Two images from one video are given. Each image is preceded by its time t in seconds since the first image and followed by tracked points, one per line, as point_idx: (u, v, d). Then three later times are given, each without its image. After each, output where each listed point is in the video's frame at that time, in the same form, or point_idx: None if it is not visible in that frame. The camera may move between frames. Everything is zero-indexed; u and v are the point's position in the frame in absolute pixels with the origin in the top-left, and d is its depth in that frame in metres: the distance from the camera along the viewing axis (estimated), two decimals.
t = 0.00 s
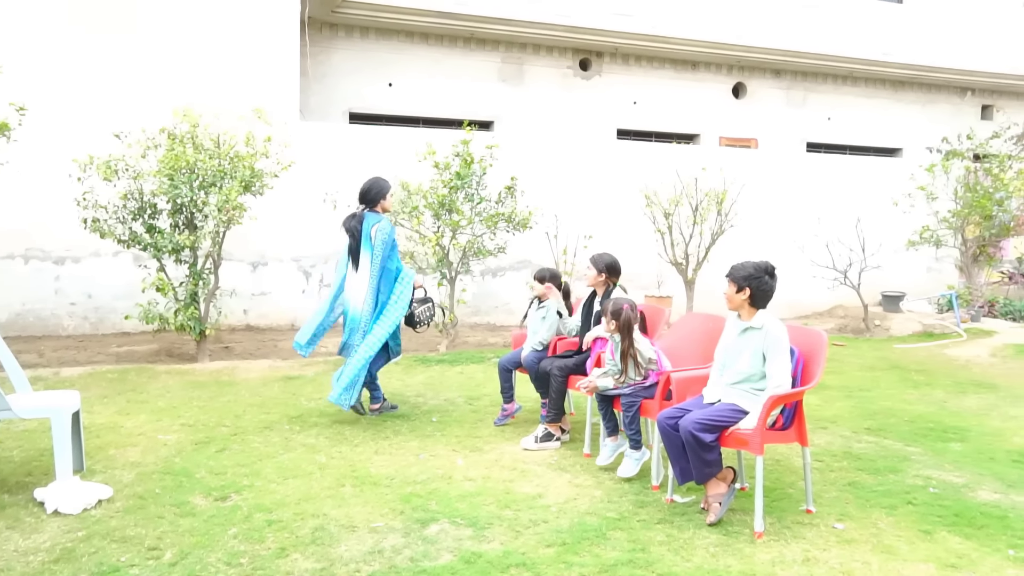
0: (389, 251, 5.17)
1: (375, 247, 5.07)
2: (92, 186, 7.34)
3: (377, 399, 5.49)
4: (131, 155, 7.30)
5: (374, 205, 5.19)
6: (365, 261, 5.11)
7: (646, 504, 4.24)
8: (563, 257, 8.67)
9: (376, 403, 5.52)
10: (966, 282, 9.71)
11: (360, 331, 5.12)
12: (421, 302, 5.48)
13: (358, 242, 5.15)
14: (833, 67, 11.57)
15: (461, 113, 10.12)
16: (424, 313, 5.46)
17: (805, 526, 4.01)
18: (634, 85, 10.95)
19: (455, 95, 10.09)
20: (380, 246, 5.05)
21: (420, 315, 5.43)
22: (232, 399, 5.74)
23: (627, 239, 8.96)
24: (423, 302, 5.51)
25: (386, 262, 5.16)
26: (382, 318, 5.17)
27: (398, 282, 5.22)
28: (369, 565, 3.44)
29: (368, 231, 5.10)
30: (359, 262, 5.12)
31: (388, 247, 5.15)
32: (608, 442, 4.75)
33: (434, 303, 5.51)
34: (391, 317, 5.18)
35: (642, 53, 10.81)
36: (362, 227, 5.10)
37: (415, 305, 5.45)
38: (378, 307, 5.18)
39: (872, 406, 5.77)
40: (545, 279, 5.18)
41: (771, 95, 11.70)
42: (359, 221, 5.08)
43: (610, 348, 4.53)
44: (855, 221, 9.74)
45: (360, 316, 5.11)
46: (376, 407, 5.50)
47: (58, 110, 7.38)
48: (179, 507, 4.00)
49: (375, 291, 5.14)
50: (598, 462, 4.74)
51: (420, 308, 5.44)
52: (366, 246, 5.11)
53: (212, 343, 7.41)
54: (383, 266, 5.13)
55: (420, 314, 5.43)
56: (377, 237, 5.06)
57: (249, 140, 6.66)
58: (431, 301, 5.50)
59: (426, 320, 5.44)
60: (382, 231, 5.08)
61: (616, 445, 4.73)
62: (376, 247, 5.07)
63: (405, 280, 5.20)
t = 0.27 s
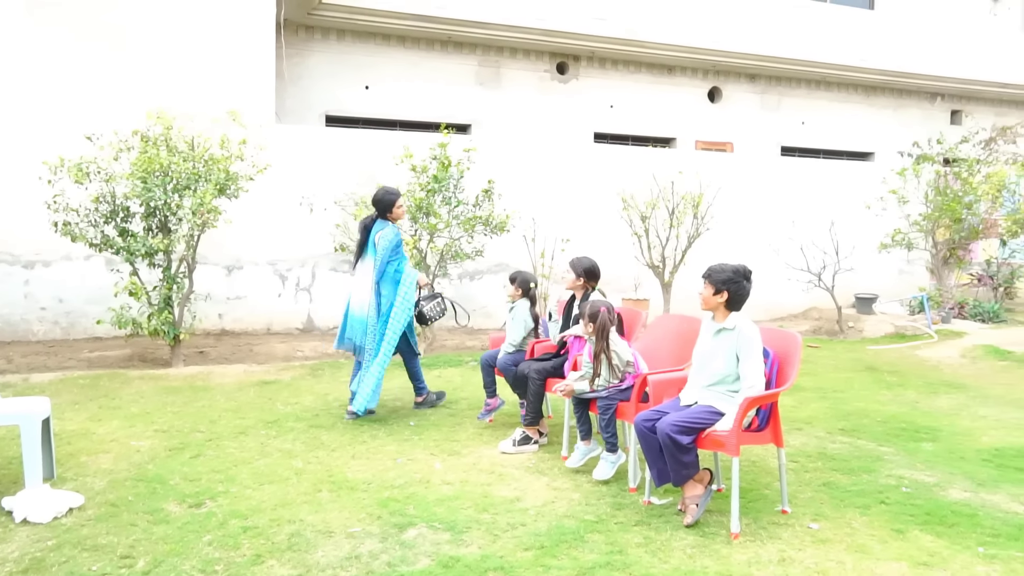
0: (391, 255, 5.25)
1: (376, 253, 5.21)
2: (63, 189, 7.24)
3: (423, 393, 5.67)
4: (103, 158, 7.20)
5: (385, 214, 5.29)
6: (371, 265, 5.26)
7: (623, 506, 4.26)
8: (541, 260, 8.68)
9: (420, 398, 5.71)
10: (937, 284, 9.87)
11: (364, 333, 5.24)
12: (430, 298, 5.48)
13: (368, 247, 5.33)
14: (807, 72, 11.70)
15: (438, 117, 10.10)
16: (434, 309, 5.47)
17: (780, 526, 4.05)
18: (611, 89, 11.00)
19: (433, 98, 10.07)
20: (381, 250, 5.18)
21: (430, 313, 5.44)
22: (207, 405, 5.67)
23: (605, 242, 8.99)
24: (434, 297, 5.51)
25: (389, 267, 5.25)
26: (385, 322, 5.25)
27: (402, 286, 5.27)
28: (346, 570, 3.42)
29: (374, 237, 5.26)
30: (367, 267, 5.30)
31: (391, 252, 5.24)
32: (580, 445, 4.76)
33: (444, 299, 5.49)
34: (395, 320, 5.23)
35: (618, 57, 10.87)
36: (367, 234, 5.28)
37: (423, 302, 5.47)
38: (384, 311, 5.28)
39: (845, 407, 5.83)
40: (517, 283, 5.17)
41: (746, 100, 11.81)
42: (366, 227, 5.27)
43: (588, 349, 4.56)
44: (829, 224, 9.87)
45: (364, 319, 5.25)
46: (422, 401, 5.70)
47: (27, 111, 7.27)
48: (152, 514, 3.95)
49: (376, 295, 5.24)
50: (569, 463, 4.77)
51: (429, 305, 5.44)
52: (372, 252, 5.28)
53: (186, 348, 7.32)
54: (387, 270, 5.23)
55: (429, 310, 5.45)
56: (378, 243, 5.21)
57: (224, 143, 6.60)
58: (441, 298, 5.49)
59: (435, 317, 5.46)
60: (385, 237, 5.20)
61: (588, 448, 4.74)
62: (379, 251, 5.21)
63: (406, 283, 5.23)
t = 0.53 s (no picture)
0: (397, 254, 5.30)
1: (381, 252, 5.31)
2: (35, 192, 7.13)
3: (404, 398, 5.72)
4: (76, 160, 7.11)
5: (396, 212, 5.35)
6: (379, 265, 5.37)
7: (603, 509, 4.27)
8: (520, 263, 8.68)
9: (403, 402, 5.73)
10: (911, 286, 10.01)
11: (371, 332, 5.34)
12: (427, 297, 5.48)
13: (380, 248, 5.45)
14: (783, 77, 11.83)
15: (417, 119, 10.09)
16: (432, 309, 5.46)
17: (758, 527, 4.08)
18: (590, 92, 11.04)
19: (412, 101, 10.04)
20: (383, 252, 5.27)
21: (427, 312, 5.43)
22: (183, 410, 5.61)
23: (584, 245, 9.01)
24: (431, 298, 5.51)
25: (394, 265, 5.31)
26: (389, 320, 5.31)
27: (406, 285, 5.29)
28: None
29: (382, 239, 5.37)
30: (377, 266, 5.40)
31: (397, 251, 5.29)
32: (558, 447, 4.79)
33: (442, 299, 5.49)
34: (397, 319, 5.27)
35: (597, 61, 10.91)
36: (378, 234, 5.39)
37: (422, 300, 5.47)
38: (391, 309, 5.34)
39: (822, 409, 5.88)
40: (498, 287, 5.18)
41: (723, 103, 11.90)
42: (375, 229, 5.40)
43: (575, 351, 4.56)
44: (805, 228, 9.97)
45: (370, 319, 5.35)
46: (404, 406, 5.73)
47: None
48: (128, 521, 3.90)
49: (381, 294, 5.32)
50: (546, 464, 4.79)
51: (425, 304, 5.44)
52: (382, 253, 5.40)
53: (162, 352, 7.23)
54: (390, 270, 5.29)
55: (424, 309, 5.44)
56: (384, 242, 5.30)
57: (201, 146, 6.53)
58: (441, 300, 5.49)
59: (432, 317, 5.45)
60: (386, 238, 5.28)
61: (566, 450, 4.76)
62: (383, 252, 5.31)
63: (406, 282, 5.24)
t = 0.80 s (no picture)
0: (410, 256, 5.41)
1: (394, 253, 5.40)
2: (11, 194, 7.05)
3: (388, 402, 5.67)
4: (54, 162, 7.03)
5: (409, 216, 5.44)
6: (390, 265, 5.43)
7: (586, 511, 4.28)
8: (503, 266, 8.68)
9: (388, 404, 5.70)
10: (890, 288, 10.13)
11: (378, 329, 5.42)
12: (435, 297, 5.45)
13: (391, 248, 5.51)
14: (764, 81, 11.93)
15: (400, 122, 10.07)
16: (440, 310, 5.43)
17: (740, 529, 4.10)
18: (572, 95, 11.07)
19: (394, 103, 10.02)
20: (397, 252, 5.34)
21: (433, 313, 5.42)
22: (163, 414, 5.55)
23: (567, 248, 9.03)
24: (439, 299, 5.47)
25: (407, 266, 5.42)
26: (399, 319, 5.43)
27: (416, 286, 5.40)
28: None
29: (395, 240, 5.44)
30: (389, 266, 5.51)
31: (410, 253, 5.39)
32: (540, 450, 4.77)
33: (451, 301, 5.45)
34: (406, 317, 5.40)
35: (579, 64, 10.94)
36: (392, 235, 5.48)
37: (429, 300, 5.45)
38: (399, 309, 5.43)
39: (803, 410, 5.92)
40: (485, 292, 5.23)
41: (705, 107, 11.98)
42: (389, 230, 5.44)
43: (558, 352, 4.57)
44: (786, 231, 10.06)
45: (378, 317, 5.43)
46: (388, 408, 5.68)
47: None
48: (106, 527, 3.86)
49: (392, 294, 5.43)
50: (528, 467, 4.78)
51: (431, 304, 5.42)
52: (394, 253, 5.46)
53: (142, 356, 7.16)
54: (402, 271, 5.38)
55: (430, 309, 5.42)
56: (397, 244, 5.39)
57: (181, 148, 6.48)
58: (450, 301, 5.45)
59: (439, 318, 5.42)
60: (403, 240, 5.35)
61: (548, 453, 4.75)
62: (396, 253, 5.38)
63: (419, 283, 5.37)
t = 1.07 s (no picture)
0: (436, 260, 5.50)
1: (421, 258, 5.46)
2: None
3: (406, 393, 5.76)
4: (35, 164, 6.96)
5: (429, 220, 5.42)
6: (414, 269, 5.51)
7: (573, 513, 4.28)
8: (489, 268, 8.68)
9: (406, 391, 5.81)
10: (873, 290, 10.22)
11: (404, 331, 5.52)
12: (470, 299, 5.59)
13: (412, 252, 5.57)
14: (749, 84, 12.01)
15: (385, 124, 10.05)
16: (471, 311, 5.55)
17: (725, 530, 4.12)
18: (558, 98, 11.11)
19: (380, 106, 10.00)
20: (423, 259, 5.42)
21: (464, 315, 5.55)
22: (146, 417, 5.49)
23: (553, 250, 9.04)
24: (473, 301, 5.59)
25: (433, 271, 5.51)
26: (425, 321, 5.53)
27: (444, 289, 5.54)
28: None
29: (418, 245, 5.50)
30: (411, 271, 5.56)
31: (435, 257, 5.48)
32: (524, 453, 4.75)
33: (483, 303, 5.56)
34: (435, 319, 5.50)
35: (565, 67, 10.96)
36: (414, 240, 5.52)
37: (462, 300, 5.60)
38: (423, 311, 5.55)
39: (788, 411, 5.95)
40: (474, 294, 5.19)
41: (690, 110, 12.04)
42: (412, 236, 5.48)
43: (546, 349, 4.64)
44: (770, 233, 10.13)
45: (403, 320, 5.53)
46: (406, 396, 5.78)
47: None
48: (89, 531, 3.82)
49: (419, 297, 5.51)
50: (512, 471, 4.76)
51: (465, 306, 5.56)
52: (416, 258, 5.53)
53: (125, 359, 7.10)
54: (428, 275, 5.48)
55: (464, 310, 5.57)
56: (424, 249, 5.45)
57: (165, 149, 6.44)
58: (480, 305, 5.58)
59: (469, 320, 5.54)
60: (428, 247, 5.42)
61: (532, 456, 4.74)
62: (422, 259, 5.45)
63: (447, 287, 5.50)
